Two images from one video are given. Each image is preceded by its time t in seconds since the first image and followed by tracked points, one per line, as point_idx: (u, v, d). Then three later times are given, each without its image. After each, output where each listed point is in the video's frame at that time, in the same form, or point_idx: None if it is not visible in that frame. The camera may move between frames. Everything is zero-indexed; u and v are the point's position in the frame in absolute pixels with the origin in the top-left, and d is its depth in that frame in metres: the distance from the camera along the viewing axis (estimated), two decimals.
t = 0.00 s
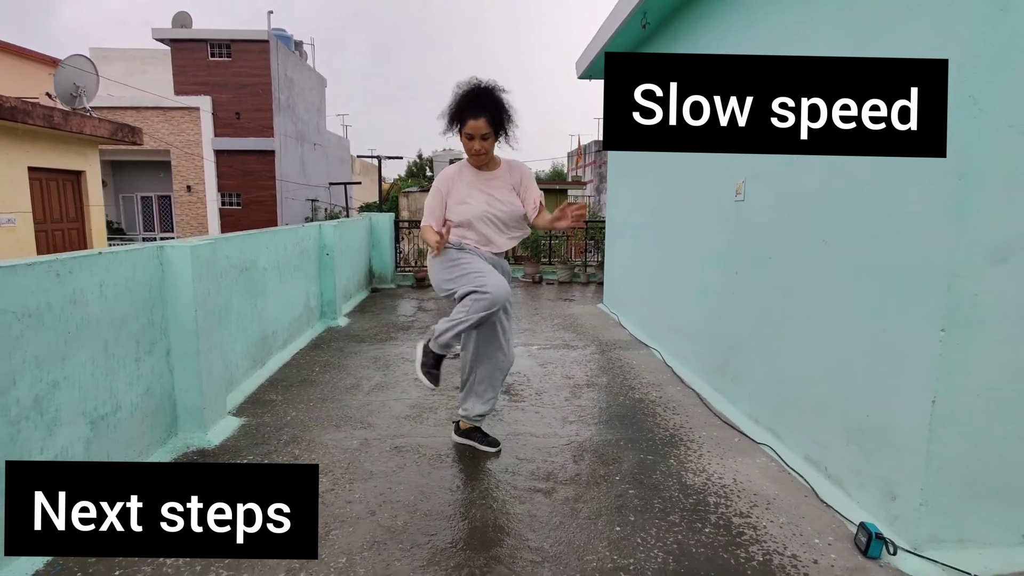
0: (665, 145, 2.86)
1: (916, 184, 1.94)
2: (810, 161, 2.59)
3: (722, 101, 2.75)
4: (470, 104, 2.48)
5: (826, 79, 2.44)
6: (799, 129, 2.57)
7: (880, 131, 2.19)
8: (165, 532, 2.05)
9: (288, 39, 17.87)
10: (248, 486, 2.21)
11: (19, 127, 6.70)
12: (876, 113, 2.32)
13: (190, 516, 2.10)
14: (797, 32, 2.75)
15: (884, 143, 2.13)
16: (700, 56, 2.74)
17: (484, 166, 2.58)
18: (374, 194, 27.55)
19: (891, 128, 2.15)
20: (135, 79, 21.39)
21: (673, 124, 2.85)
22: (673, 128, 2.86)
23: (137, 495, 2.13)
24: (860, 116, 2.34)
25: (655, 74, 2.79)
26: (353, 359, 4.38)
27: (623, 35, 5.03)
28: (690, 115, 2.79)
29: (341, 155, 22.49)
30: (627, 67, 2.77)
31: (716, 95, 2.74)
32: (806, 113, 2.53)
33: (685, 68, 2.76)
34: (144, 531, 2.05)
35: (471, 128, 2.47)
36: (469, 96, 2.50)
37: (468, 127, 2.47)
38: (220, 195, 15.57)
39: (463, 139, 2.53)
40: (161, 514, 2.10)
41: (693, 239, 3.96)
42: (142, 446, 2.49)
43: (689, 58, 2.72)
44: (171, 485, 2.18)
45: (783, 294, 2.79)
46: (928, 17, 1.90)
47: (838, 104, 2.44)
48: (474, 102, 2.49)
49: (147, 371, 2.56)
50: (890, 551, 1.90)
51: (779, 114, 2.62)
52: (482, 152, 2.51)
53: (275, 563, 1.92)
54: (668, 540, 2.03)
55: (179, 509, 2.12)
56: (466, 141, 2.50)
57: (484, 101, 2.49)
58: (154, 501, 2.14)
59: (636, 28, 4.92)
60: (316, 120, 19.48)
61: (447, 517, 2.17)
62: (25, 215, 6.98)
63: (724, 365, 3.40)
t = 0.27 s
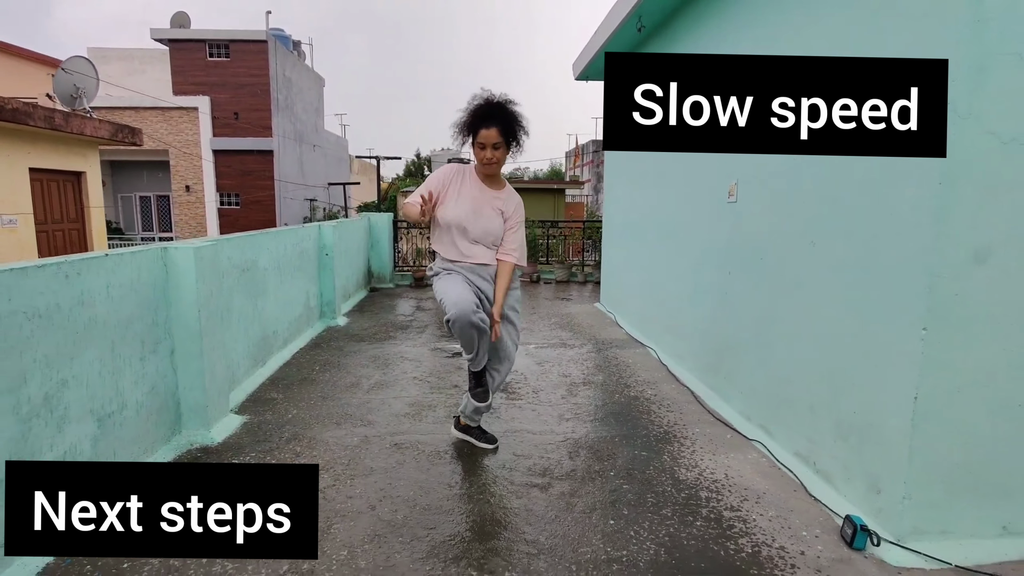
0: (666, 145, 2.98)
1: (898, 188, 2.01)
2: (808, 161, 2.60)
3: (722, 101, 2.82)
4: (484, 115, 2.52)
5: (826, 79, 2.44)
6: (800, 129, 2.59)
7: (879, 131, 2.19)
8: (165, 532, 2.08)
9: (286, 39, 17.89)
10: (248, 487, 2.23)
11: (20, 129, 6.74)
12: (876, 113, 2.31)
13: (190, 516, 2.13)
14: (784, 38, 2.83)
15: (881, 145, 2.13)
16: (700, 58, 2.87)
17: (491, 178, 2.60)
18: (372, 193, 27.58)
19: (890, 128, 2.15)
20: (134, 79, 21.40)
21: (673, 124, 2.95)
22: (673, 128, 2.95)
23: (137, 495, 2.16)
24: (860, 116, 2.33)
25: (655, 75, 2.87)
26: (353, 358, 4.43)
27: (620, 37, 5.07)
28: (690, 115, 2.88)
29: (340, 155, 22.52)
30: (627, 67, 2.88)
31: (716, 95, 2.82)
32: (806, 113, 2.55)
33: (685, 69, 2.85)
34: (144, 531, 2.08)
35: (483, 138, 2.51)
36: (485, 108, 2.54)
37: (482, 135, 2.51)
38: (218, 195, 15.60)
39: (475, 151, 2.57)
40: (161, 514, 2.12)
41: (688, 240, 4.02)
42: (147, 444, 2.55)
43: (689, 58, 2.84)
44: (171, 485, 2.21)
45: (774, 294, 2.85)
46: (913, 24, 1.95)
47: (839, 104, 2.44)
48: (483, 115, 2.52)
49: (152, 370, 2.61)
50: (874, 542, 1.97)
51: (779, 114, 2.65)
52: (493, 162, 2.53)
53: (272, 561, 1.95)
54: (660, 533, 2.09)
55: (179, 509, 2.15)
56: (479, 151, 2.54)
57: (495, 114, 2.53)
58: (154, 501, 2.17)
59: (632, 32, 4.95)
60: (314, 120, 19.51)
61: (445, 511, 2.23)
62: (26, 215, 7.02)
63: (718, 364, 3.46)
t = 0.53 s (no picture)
0: (665, 145, 2.97)
1: (884, 190, 2.06)
2: (808, 161, 2.58)
3: (722, 101, 2.81)
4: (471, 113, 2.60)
5: (826, 79, 2.43)
6: (800, 129, 2.57)
7: (879, 131, 2.18)
8: (165, 532, 2.06)
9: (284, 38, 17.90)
10: (247, 484, 2.15)
11: (21, 129, 6.78)
12: (876, 113, 2.30)
13: (190, 517, 2.09)
14: (779, 40, 2.85)
15: (881, 145, 2.12)
16: (699, 59, 2.85)
17: (480, 177, 2.64)
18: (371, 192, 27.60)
19: (891, 128, 2.15)
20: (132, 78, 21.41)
21: (673, 124, 2.93)
22: (673, 128, 2.94)
23: (137, 495, 2.12)
24: (860, 116, 2.32)
25: (655, 75, 2.86)
26: (352, 357, 4.48)
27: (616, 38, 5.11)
28: (690, 114, 2.87)
29: (338, 154, 22.54)
30: (627, 67, 2.88)
31: (716, 95, 2.81)
32: (806, 113, 2.53)
33: (685, 69, 2.85)
34: (144, 531, 2.06)
35: (472, 134, 2.58)
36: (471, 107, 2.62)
37: (471, 131, 2.58)
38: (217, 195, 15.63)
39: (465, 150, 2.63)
40: (161, 515, 2.09)
41: (683, 239, 4.07)
42: (151, 441, 2.60)
43: (689, 58, 2.82)
44: (171, 484, 2.14)
45: (766, 293, 2.90)
46: (901, 30, 2.00)
47: (839, 104, 2.42)
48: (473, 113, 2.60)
49: (156, 369, 2.66)
50: (861, 534, 2.03)
51: (779, 114, 2.64)
52: (482, 158, 2.58)
53: (274, 565, 1.95)
54: (654, 525, 2.15)
55: (179, 509, 2.11)
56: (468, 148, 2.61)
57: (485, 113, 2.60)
58: (154, 501, 2.12)
59: (628, 34, 4.99)
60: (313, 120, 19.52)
61: (444, 506, 2.28)
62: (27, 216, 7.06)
63: (712, 362, 3.51)
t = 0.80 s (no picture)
0: (665, 145, 2.97)
1: (871, 192, 2.12)
2: (803, 162, 2.60)
3: (722, 101, 2.82)
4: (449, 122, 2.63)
5: (826, 79, 2.43)
6: (800, 129, 2.58)
7: (879, 131, 2.20)
8: (168, 529, 2.11)
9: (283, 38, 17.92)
10: (247, 484, 2.19)
11: (22, 131, 6.83)
12: (876, 113, 2.32)
13: (190, 516, 2.13)
14: (778, 41, 2.84)
15: (880, 145, 2.11)
16: (699, 58, 2.83)
17: (456, 184, 2.71)
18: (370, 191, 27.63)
19: (891, 128, 2.16)
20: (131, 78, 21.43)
21: (673, 124, 2.94)
22: (673, 128, 2.94)
23: (137, 495, 2.16)
24: (860, 116, 2.34)
25: (655, 75, 2.87)
26: (352, 355, 4.54)
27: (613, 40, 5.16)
28: (690, 114, 2.89)
29: (337, 153, 22.57)
30: (627, 68, 2.89)
31: (716, 95, 2.82)
32: (806, 113, 2.53)
33: (685, 69, 2.84)
34: (144, 531, 2.10)
35: (449, 143, 2.63)
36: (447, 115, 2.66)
37: (446, 142, 2.62)
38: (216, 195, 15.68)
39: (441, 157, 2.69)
40: (161, 514, 2.13)
41: (679, 238, 4.11)
42: (156, 438, 2.66)
43: (689, 58, 2.81)
44: (171, 485, 2.19)
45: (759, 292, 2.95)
46: (886, 38, 2.05)
47: (839, 104, 2.43)
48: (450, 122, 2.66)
49: (160, 367, 2.71)
50: (848, 527, 2.09)
51: (779, 114, 2.64)
52: (458, 167, 2.65)
53: (272, 562, 1.98)
54: (647, 519, 2.21)
55: (179, 509, 2.15)
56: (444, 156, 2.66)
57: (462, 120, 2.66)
58: (154, 501, 2.16)
59: (625, 35, 5.03)
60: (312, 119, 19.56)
61: (443, 501, 2.34)
62: (29, 216, 7.11)
63: (707, 360, 3.57)
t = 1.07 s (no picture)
0: (665, 145, 3.00)
1: (857, 194, 2.18)
2: (792, 164, 2.65)
3: (722, 101, 2.84)
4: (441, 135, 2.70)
5: (825, 79, 2.43)
6: (800, 129, 2.56)
7: (879, 131, 2.19)
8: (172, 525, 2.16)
9: (282, 38, 17.95)
10: (248, 484, 2.20)
11: (24, 132, 6.87)
12: (876, 113, 2.32)
13: (190, 516, 2.14)
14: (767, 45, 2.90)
15: (881, 145, 2.10)
16: (699, 58, 2.86)
17: (452, 196, 2.76)
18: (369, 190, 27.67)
19: (891, 128, 2.17)
20: (131, 77, 21.46)
21: (673, 124, 2.97)
22: (673, 128, 2.97)
23: (137, 495, 2.17)
24: (860, 116, 2.33)
25: (655, 75, 2.90)
26: (352, 354, 4.59)
27: (610, 42, 5.21)
28: (690, 114, 2.91)
29: (336, 152, 22.61)
30: (627, 68, 2.93)
31: (716, 95, 2.84)
32: (806, 113, 2.53)
33: (685, 69, 2.86)
34: (144, 531, 2.11)
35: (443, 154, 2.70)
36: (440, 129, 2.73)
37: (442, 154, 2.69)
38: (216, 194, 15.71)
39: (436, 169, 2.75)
40: (161, 514, 2.14)
41: (674, 238, 4.17)
42: (160, 435, 2.71)
43: (689, 59, 2.84)
44: (171, 485, 2.19)
45: (751, 291, 3.00)
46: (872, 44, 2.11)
47: (839, 104, 2.43)
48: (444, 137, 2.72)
49: (163, 366, 2.77)
50: (834, 520, 2.15)
51: (779, 114, 2.64)
52: (453, 178, 2.70)
53: (275, 565, 1.98)
54: (640, 513, 2.26)
55: (179, 509, 2.16)
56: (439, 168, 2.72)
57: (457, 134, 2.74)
58: (154, 501, 2.17)
59: (621, 38, 5.08)
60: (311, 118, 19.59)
61: (441, 495, 2.40)
62: (31, 217, 7.16)
63: (701, 358, 3.63)
